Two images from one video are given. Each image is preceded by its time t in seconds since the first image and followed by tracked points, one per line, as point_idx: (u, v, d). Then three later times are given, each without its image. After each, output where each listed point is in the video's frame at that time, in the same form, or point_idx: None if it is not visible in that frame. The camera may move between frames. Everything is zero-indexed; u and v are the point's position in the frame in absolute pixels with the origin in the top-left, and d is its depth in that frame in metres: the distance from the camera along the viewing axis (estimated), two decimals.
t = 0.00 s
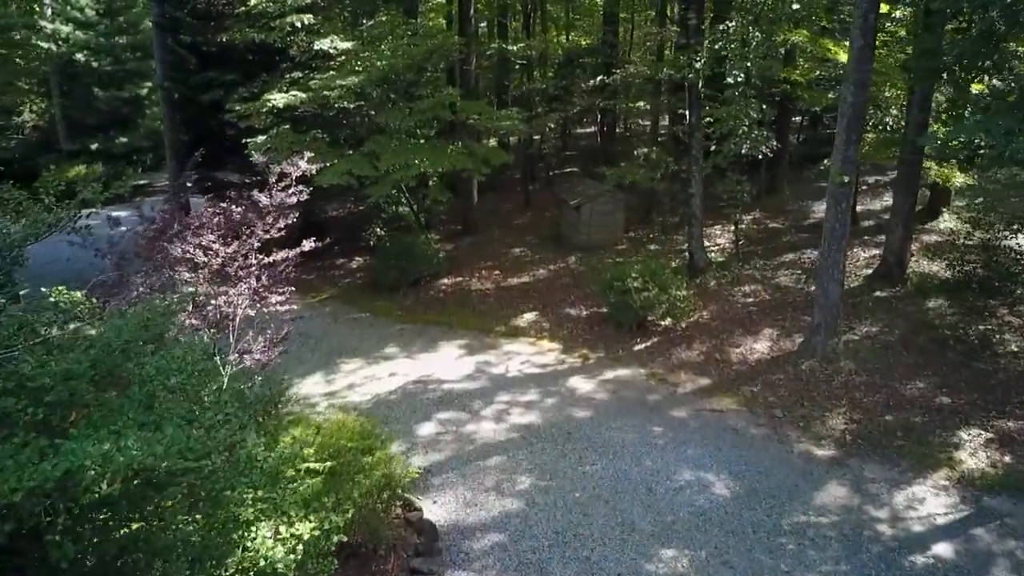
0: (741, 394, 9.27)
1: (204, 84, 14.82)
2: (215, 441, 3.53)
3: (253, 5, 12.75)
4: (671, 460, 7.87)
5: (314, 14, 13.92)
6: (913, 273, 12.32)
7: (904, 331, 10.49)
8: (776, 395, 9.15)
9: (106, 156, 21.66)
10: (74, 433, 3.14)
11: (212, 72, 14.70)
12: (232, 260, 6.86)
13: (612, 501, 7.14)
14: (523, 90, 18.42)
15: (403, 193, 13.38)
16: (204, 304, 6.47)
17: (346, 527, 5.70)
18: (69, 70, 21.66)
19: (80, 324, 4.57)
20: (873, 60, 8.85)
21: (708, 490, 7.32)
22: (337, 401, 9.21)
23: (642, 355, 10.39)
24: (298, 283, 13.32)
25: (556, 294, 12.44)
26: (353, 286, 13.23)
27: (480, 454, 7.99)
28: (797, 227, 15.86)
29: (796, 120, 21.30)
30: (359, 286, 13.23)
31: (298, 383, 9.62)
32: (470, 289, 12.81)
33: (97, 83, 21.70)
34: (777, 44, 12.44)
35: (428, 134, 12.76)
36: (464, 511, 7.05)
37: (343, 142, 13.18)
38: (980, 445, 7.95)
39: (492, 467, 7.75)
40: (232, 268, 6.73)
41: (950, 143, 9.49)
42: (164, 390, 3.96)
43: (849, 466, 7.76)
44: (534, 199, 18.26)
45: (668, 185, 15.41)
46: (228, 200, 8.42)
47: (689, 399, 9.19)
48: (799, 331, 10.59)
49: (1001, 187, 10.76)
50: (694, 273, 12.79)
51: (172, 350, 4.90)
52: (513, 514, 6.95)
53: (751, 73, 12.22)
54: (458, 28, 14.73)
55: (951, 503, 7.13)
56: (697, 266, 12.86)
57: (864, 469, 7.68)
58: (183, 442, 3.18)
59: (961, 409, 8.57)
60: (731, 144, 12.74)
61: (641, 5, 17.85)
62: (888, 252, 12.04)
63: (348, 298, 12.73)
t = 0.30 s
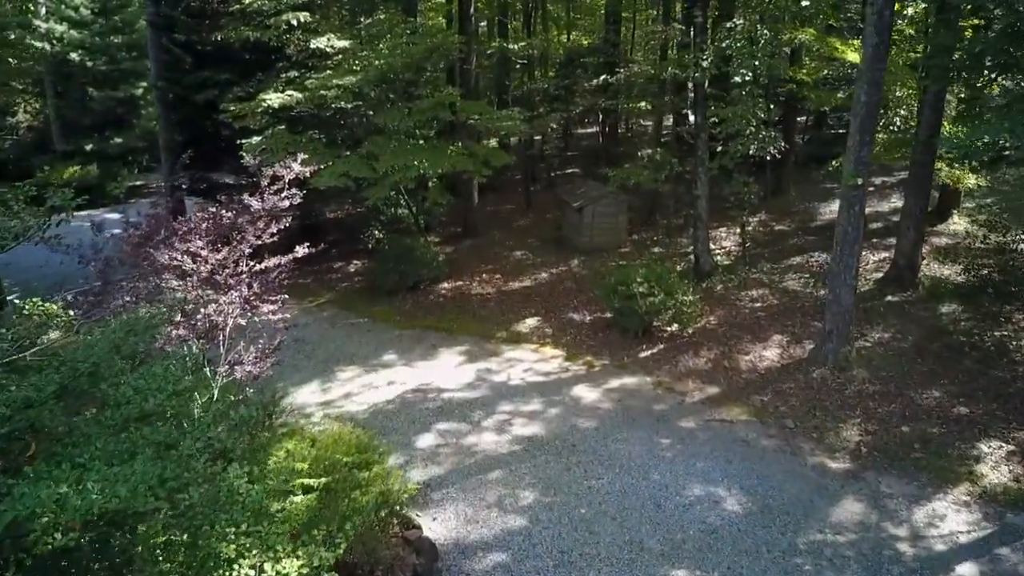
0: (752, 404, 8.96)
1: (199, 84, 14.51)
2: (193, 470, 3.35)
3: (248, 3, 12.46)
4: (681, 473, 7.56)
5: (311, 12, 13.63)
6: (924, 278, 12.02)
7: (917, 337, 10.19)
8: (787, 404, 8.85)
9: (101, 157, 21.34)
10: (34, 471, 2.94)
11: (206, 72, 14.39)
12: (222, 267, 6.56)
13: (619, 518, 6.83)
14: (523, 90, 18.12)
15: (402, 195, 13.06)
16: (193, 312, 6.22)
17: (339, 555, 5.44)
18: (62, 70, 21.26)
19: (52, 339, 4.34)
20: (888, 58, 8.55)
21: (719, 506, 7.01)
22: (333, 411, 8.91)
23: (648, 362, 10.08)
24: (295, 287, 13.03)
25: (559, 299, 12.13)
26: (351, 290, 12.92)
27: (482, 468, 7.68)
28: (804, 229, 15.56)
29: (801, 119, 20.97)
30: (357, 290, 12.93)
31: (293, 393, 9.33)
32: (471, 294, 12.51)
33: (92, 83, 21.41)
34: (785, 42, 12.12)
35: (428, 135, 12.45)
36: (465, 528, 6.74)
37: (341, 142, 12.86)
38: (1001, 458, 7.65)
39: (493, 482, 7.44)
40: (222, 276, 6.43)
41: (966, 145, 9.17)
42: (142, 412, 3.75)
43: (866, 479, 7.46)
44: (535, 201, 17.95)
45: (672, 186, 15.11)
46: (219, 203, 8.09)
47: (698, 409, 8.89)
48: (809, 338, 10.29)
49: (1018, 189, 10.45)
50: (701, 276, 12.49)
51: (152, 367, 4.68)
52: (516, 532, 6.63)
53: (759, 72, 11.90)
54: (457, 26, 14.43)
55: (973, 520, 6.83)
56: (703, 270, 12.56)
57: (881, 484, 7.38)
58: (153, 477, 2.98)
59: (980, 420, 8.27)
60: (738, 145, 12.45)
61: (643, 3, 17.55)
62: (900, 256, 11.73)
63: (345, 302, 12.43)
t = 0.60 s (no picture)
0: (762, 412, 8.67)
1: (193, 84, 14.24)
2: (171, 501, 3.12)
3: None
4: (690, 487, 7.26)
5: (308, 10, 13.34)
6: (936, 281, 11.74)
7: (931, 343, 9.90)
8: (799, 413, 8.56)
9: (96, 158, 21.06)
10: None
11: (201, 71, 14.10)
12: (211, 273, 6.29)
13: (626, 534, 6.53)
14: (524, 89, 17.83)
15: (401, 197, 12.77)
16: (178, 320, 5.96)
17: None
18: (57, 69, 20.69)
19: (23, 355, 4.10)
20: (903, 56, 8.26)
21: (730, 522, 6.71)
22: (329, 421, 8.63)
23: (654, 369, 9.80)
24: (291, 290, 12.76)
25: (562, 303, 11.84)
26: (349, 294, 12.64)
27: (483, 481, 7.38)
28: (811, 231, 15.30)
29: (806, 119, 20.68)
30: (354, 293, 12.64)
31: (287, 401, 9.04)
32: (471, 297, 12.22)
33: (87, 83, 21.12)
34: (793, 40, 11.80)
35: (427, 135, 12.16)
36: (466, 545, 6.44)
37: (338, 143, 12.57)
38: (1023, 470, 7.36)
39: (495, 495, 7.14)
40: (211, 283, 6.16)
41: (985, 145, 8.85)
42: (115, 436, 3.51)
43: (882, 493, 7.16)
44: (536, 202, 17.67)
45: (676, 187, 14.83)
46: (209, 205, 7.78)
47: (706, 418, 8.61)
48: (819, 343, 10.00)
49: None
50: (707, 279, 12.23)
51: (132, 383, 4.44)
52: (519, 549, 6.32)
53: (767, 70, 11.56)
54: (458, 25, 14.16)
55: (996, 536, 6.53)
56: (709, 273, 12.28)
57: (898, 498, 7.07)
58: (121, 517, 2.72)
59: (1000, 430, 7.98)
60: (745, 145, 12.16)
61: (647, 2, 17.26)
62: (911, 260, 11.42)
63: (343, 306, 12.15)
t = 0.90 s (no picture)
0: (772, 421, 8.39)
1: (188, 83, 13.95)
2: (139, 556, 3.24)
3: None
4: (700, 501, 6.96)
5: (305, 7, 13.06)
6: (948, 285, 11.46)
7: (945, 348, 9.62)
8: (811, 422, 8.27)
9: (92, 158, 20.74)
10: None
11: (195, 70, 13.82)
12: (199, 279, 6.04)
13: (633, 551, 6.23)
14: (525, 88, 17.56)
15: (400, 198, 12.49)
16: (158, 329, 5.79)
17: None
18: (52, 68, 20.30)
19: None
20: (919, 52, 7.97)
21: (743, 538, 6.41)
22: (325, 430, 8.35)
23: (660, 375, 9.51)
24: (287, 293, 12.49)
25: (565, 307, 11.56)
26: (346, 297, 12.37)
27: (484, 494, 7.08)
28: (817, 233, 15.09)
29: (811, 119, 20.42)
30: (352, 297, 12.36)
31: (281, 410, 8.74)
32: (472, 301, 11.94)
33: (82, 82, 20.84)
34: (801, 37, 11.49)
35: (427, 135, 11.88)
36: (466, 563, 6.13)
37: (335, 143, 12.29)
38: None
39: (496, 509, 6.85)
40: (198, 290, 5.90)
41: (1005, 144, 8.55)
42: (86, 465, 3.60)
43: (899, 507, 6.86)
44: (538, 202, 17.42)
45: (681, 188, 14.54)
46: (200, 207, 7.50)
47: (715, 427, 8.34)
48: (830, 349, 9.72)
49: None
50: (713, 283, 11.96)
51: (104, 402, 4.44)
52: (521, 568, 6.01)
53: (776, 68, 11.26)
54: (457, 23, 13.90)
55: (1021, 554, 6.23)
56: (714, 276, 12.00)
57: (916, 512, 6.78)
58: None
59: (1020, 440, 7.69)
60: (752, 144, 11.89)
61: None
62: (922, 262, 11.13)
63: (340, 310, 11.87)
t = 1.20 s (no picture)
0: (785, 431, 8.08)
1: (182, 81, 13.60)
2: None
3: None
4: (711, 516, 6.64)
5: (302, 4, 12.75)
6: (961, 288, 11.15)
7: (961, 354, 9.31)
8: (825, 432, 7.97)
9: (86, 158, 20.42)
10: None
11: (189, 67, 13.49)
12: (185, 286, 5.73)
13: (643, 570, 5.89)
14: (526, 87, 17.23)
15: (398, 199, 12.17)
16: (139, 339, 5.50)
17: None
18: (46, 67, 20.08)
19: None
20: (938, 47, 7.65)
21: (758, 557, 6.08)
22: (320, 441, 8.03)
23: (667, 383, 9.21)
24: (283, 297, 12.18)
25: (568, 311, 11.24)
26: (344, 300, 12.07)
27: (485, 508, 6.76)
28: (825, 235, 14.84)
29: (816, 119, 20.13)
30: (350, 300, 12.06)
31: (274, 419, 8.42)
32: (472, 305, 11.63)
33: (76, 82, 20.56)
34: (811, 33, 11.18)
35: (426, 134, 11.56)
36: None
37: (333, 143, 11.97)
38: None
39: (499, 524, 6.52)
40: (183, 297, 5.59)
41: None
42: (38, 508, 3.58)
43: (920, 522, 6.55)
44: (539, 203, 17.13)
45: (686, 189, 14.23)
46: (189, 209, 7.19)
47: (726, 437, 8.03)
48: (843, 355, 9.42)
49: None
50: (720, 286, 11.66)
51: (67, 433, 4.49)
52: None
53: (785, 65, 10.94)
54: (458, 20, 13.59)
55: None
56: (721, 279, 11.70)
57: (938, 528, 6.46)
58: None
59: None
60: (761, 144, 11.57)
61: None
62: (936, 265, 10.81)
63: (338, 314, 11.57)
